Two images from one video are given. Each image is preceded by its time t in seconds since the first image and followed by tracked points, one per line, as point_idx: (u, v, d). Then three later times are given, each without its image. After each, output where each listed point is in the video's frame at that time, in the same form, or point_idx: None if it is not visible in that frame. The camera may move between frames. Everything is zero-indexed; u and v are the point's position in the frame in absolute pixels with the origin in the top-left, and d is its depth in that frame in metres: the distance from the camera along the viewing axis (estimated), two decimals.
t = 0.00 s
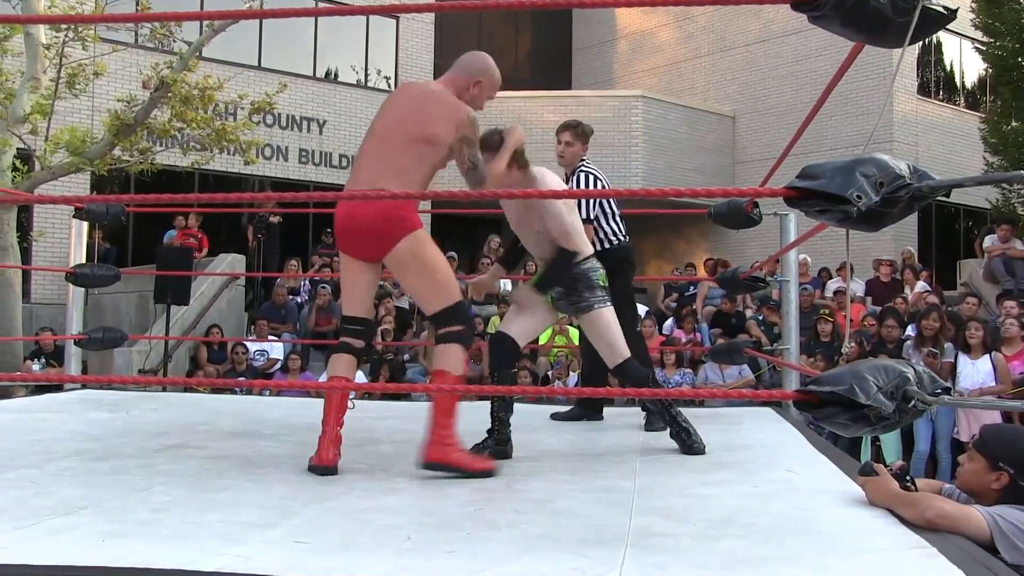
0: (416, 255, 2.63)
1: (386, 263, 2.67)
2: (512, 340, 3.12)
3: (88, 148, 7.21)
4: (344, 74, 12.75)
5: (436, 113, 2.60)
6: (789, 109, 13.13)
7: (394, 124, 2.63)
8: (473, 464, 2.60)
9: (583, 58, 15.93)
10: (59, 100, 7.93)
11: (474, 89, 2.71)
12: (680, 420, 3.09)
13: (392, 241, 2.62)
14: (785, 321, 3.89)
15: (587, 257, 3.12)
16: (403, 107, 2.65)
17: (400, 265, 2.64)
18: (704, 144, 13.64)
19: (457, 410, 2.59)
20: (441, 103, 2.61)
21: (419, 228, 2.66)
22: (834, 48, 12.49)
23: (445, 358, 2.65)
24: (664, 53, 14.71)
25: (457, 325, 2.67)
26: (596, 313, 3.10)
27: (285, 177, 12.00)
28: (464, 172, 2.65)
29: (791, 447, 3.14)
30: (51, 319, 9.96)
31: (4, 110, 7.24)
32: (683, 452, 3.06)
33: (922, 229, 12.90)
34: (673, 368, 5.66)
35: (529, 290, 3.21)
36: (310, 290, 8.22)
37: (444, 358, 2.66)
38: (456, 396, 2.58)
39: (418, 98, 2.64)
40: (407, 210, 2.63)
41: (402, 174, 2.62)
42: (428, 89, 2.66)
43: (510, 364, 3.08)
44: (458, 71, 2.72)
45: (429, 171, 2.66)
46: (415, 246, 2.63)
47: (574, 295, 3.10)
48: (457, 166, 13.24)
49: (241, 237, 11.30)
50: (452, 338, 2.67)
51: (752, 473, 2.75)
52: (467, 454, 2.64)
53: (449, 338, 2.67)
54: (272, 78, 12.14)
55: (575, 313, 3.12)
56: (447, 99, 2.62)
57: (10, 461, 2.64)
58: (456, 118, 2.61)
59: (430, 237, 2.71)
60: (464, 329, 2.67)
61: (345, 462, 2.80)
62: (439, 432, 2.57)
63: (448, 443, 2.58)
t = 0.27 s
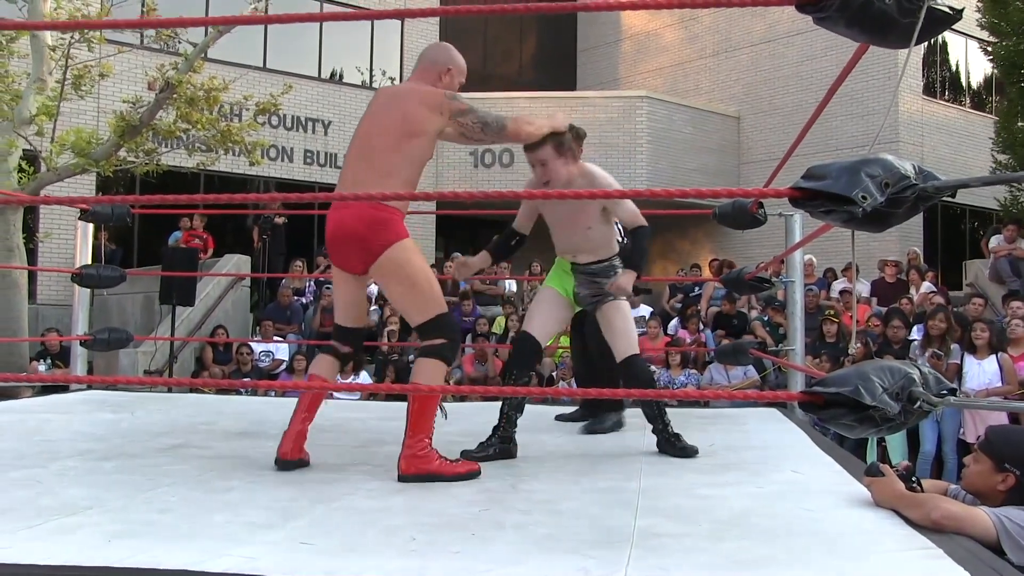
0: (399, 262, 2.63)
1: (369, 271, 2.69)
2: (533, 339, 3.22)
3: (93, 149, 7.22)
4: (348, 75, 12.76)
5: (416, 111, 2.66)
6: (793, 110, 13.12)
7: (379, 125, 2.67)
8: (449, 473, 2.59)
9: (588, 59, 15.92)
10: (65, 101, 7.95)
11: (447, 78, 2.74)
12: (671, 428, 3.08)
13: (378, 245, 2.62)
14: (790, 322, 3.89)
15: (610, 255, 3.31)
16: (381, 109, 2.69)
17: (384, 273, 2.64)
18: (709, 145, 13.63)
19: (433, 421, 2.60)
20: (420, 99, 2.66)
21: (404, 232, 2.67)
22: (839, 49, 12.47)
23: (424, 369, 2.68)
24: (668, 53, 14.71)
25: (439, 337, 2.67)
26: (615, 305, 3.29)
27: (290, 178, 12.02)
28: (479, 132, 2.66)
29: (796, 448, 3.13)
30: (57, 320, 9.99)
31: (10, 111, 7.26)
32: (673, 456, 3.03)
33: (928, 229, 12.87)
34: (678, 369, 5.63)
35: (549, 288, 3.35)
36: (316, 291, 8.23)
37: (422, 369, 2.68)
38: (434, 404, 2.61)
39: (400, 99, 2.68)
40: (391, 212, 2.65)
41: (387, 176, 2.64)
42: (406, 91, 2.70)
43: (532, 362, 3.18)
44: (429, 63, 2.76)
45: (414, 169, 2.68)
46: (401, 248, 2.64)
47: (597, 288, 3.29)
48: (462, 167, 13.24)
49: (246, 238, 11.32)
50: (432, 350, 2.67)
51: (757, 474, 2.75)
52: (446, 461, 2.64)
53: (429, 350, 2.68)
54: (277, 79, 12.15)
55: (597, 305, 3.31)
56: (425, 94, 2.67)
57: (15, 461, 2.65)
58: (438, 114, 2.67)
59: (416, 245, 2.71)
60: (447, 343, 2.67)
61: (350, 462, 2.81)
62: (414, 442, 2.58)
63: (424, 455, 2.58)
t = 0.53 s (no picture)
0: (403, 262, 2.63)
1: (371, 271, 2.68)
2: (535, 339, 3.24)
3: (100, 151, 7.23)
4: (354, 76, 12.77)
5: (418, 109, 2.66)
6: (799, 112, 13.10)
7: (382, 126, 2.67)
8: (453, 474, 2.59)
9: (594, 60, 15.92)
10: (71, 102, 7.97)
11: (448, 79, 2.76)
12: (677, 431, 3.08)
13: (382, 245, 2.62)
14: (796, 324, 3.88)
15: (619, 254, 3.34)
16: (383, 110, 2.70)
17: (386, 274, 2.64)
18: (714, 146, 13.62)
19: (435, 422, 2.62)
20: (421, 98, 2.68)
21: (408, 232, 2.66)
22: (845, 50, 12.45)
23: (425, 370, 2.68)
24: (674, 55, 14.71)
25: (440, 338, 2.68)
26: (624, 306, 3.28)
27: (296, 180, 12.03)
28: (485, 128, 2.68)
29: (802, 450, 3.13)
30: (63, 321, 10.02)
31: (16, 113, 7.28)
32: (680, 458, 3.02)
33: (934, 231, 12.85)
34: (683, 370, 5.63)
35: (556, 287, 3.35)
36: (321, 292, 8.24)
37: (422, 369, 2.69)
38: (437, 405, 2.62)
39: (402, 101, 2.69)
40: (394, 213, 2.65)
41: (389, 174, 2.62)
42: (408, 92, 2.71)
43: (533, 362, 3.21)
44: (431, 65, 2.78)
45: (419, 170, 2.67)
46: (402, 247, 2.63)
47: (604, 286, 3.28)
48: (467, 168, 13.24)
49: (252, 239, 11.33)
50: (433, 351, 2.68)
51: (763, 476, 2.74)
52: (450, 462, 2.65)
53: (429, 351, 2.68)
54: (283, 81, 12.17)
55: (605, 304, 3.29)
56: (426, 93, 2.69)
57: (22, 462, 2.65)
58: (441, 112, 2.68)
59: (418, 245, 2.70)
60: (449, 342, 2.68)
61: (355, 464, 2.81)
62: (418, 443, 2.58)
63: (427, 456, 2.58)
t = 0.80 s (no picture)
0: (405, 265, 2.63)
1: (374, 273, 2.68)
2: (497, 342, 3.11)
3: (104, 153, 7.24)
4: (359, 79, 12.79)
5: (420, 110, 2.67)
6: (803, 114, 13.10)
7: (383, 127, 2.67)
8: (457, 476, 2.59)
9: (599, 62, 15.92)
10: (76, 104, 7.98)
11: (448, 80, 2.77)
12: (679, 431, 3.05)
13: (385, 247, 2.62)
14: (801, 326, 3.88)
15: (582, 263, 3.17)
16: (383, 111, 2.70)
17: (389, 276, 2.64)
18: (718, 148, 13.62)
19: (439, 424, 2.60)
20: (423, 98, 2.68)
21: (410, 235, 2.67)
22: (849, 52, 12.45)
23: (428, 374, 2.68)
24: (679, 57, 14.70)
25: (440, 340, 2.68)
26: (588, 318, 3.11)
27: (300, 182, 12.04)
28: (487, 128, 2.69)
29: (807, 453, 3.13)
30: (67, 322, 10.03)
31: (21, 115, 7.29)
32: (685, 462, 2.99)
33: (939, 233, 12.84)
34: (688, 373, 5.62)
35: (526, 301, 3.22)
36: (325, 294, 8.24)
37: (425, 373, 2.69)
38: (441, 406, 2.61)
39: (404, 102, 2.68)
40: (396, 215, 2.65)
41: (393, 175, 2.62)
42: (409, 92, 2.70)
43: (498, 368, 3.08)
44: (430, 66, 2.77)
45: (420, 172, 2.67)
46: (405, 249, 2.64)
47: (567, 300, 3.11)
48: (472, 170, 13.24)
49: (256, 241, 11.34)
50: (434, 353, 2.68)
51: (768, 478, 2.74)
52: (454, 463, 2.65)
53: (430, 353, 2.68)
54: (288, 83, 12.18)
55: (572, 320, 3.13)
56: (428, 93, 2.69)
57: (27, 464, 2.65)
58: (442, 114, 2.68)
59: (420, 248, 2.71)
60: (449, 345, 2.68)
61: (359, 466, 2.80)
62: (422, 445, 2.57)
63: (431, 458, 2.58)
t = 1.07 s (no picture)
0: (387, 267, 2.65)
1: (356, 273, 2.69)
2: (477, 348, 3.09)
3: (107, 154, 7.24)
4: (362, 80, 12.80)
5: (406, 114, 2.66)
6: (806, 115, 13.11)
7: (371, 129, 2.67)
8: (417, 478, 2.61)
9: (602, 63, 15.93)
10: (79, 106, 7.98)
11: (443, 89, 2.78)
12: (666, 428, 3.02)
13: (368, 248, 2.63)
14: (804, 328, 3.89)
15: (556, 268, 3.11)
16: (373, 113, 2.69)
17: (371, 278, 2.65)
18: (722, 150, 13.63)
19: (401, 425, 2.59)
20: (411, 105, 2.67)
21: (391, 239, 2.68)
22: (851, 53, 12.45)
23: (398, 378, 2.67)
24: (682, 58, 14.70)
25: (413, 347, 2.69)
26: (563, 320, 3.07)
27: (304, 183, 12.04)
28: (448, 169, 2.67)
29: (811, 454, 3.13)
30: (70, 323, 10.03)
31: (25, 116, 7.29)
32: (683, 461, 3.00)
33: (942, 235, 12.86)
34: (691, 374, 5.61)
35: (504, 305, 3.17)
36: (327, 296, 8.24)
37: (394, 376, 2.68)
38: (406, 409, 2.61)
39: (395, 105, 2.68)
40: (381, 218, 2.66)
41: (377, 177, 2.63)
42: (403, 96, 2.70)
43: (473, 373, 3.05)
44: (425, 74, 2.78)
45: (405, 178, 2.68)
46: (388, 252, 2.65)
47: (546, 306, 3.06)
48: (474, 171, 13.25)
49: (259, 242, 11.34)
50: (406, 358, 2.68)
51: (772, 480, 2.74)
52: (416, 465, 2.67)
53: (403, 358, 2.69)
54: (291, 84, 12.18)
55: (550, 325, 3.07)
56: (417, 100, 2.69)
57: (31, 466, 2.65)
58: (429, 120, 2.66)
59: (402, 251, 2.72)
60: (422, 352, 2.70)
61: (361, 468, 2.80)
62: (382, 448, 2.58)
63: (391, 460, 2.59)
